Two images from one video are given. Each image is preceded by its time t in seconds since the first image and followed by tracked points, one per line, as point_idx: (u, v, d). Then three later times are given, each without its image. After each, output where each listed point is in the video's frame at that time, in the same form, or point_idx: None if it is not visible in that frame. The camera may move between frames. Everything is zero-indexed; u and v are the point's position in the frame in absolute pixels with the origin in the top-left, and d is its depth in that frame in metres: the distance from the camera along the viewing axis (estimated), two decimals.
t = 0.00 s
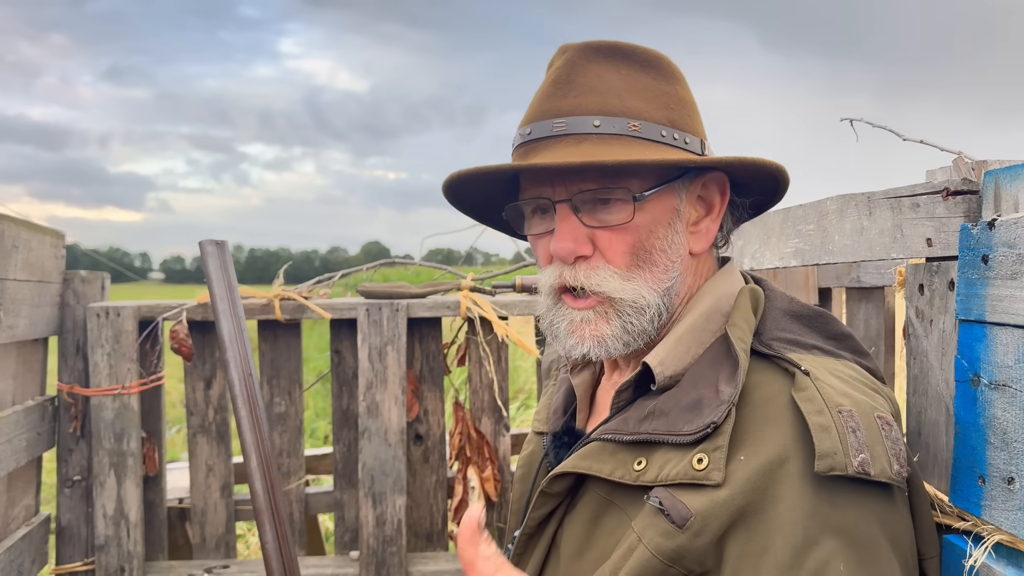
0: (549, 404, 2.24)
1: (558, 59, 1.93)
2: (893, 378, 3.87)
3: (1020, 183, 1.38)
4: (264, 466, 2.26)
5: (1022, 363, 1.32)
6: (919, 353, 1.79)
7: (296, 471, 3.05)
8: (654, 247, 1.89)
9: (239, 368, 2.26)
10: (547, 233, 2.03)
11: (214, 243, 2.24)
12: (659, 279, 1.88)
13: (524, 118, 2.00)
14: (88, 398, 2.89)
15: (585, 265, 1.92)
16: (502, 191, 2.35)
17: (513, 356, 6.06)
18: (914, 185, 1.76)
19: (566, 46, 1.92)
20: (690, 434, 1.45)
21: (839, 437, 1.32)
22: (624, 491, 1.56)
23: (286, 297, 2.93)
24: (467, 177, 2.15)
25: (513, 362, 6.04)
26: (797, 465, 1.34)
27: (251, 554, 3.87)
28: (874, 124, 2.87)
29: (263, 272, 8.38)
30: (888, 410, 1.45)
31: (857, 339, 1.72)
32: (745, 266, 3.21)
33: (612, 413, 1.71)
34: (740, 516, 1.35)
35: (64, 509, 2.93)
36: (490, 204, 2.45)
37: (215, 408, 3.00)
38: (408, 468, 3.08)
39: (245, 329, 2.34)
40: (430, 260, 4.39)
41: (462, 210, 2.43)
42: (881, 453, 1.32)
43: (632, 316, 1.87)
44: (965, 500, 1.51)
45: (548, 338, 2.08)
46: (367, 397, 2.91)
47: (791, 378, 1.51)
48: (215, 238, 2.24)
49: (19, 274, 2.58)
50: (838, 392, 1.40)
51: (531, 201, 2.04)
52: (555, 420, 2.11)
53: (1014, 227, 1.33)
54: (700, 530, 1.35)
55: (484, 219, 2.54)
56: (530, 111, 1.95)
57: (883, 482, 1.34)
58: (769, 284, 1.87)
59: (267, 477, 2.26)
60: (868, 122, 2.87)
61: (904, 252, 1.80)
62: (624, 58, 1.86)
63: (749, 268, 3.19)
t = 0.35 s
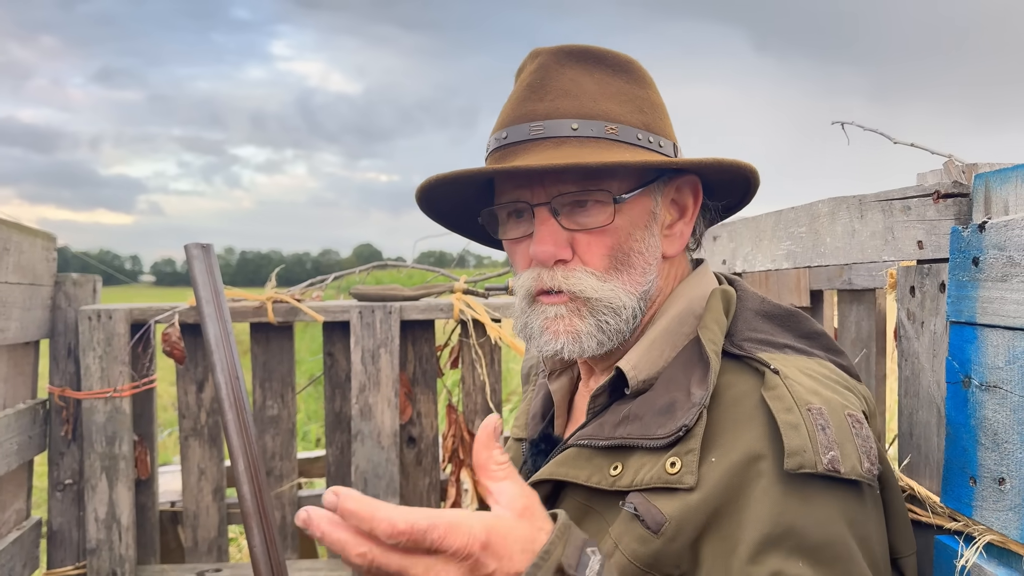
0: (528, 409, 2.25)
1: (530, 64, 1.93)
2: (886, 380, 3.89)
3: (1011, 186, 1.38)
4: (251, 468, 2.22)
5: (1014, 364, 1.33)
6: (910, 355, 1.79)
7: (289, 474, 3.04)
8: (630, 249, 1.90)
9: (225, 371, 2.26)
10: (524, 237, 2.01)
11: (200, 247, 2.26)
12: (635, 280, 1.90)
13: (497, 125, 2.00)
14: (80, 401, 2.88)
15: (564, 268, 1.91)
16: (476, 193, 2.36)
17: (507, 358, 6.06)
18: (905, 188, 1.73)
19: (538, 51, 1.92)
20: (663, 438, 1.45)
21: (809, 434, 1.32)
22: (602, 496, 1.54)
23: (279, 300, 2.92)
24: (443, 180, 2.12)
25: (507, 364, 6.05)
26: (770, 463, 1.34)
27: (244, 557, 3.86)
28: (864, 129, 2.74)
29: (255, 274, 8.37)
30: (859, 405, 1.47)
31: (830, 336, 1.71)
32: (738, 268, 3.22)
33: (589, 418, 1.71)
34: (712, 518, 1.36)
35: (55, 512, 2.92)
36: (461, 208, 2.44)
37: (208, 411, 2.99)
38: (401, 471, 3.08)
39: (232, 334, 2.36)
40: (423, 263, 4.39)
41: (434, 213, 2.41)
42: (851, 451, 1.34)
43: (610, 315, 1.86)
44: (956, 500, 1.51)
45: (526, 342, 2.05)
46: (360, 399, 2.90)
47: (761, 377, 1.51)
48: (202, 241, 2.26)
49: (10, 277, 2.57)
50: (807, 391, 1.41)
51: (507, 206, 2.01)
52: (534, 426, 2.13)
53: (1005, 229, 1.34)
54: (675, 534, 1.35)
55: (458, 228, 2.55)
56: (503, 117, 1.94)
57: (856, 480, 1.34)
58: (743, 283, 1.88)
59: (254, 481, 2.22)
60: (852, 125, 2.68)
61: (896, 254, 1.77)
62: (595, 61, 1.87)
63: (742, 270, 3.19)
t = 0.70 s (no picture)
0: (523, 406, 2.22)
1: (599, 34, 1.90)
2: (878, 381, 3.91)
3: (1002, 188, 1.39)
4: (233, 472, 2.28)
5: (1005, 365, 1.34)
6: (903, 356, 1.80)
7: (284, 476, 3.05)
8: (680, 235, 1.92)
9: (208, 376, 2.30)
10: (573, 204, 1.99)
11: (182, 250, 2.26)
12: (679, 268, 1.91)
13: (560, 87, 1.94)
14: (74, 404, 2.87)
15: (616, 240, 1.90)
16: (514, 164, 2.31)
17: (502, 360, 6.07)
18: (897, 190, 1.73)
19: (606, 24, 1.89)
20: (670, 438, 1.46)
21: (816, 441, 1.32)
22: (600, 494, 1.57)
23: (273, 302, 2.92)
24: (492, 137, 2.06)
25: (502, 366, 6.06)
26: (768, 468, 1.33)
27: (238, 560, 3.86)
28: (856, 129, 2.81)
29: (250, 276, 8.38)
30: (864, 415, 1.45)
31: (834, 343, 1.71)
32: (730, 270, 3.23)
33: (591, 416, 1.72)
34: (713, 520, 1.37)
35: (49, 515, 2.91)
36: (493, 178, 2.38)
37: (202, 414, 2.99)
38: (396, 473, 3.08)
39: (215, 337, 2.37)
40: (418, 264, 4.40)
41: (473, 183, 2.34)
42: (857, 460, 1.33)
43: (653, 297, 1.84)
44: (948, 501, 1.52)
45: (558, 312, 2.01)
46: (354, 401, 2.90)
47: (769, 383, 1.51)
48: (184, 244, 2.27)
49: (4, 279, 2.56)
50: (815, 397, 1.41)
51: (560, 169, 1.99)
52: (528, 423, 2.10)
53: (996, 231, 1.36)
54: (680, 536, 1.37)
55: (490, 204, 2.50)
56: (573, 78, 1.89)
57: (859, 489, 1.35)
58: (748, 287, 1.90)
59: (239, 486, 2.27)
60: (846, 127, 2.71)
61: (888, 256, 1.76)
62: (664, 47, 1.90)
63: (735, 272, 3.21)
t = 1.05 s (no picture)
0: (535, 406, 2.23)
1: (639, 33, 1.91)
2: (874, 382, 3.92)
3: (998, 190, 1.40)
4: (245, 471, 2.26)
5: (1001, 366, 1.34)
6: (900, 357, 1.80)
7: (281, 478, 3.05)
8: (701, 236, 1.95)
9: (219, 375, 2.26)
10: (596, 195, 2.01)
11: (195, 251, 2.26)
12: (698, 268, 1.94)
13: (597, 80, 1.95)
14: (72, 405, 2.87)
15: (638, 235, 1.92)
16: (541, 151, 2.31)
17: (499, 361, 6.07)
18: (893, 192, 1.74)
19: (649, 23, 1.91)
20: (685, 439, 1.46)
21: (832, 443, 1.33)
22: (613, 494, 1.57)
23: (271, 303, 2.92)
24: (522, 122, 2.07)
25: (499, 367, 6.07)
26: (786, 471, 1.35)
27: (236, 561, 3.86)
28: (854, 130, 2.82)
29: (248, 277, 8.38)
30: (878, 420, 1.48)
31: (848, 349, 1.71)
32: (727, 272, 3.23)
33: (604, 416, 1.72)
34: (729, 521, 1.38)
35: (46, 517, 2.90)
36: (518, 166, 2.39)
37: (200, 415, 2.99)
38: (394, 474, 3.08)
39: (227, 336, 2.35)
40: (416, 266, 4.40)
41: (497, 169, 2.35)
42: (871, 462, 1.34)
43: (672, 297, 1.88)
44: (944, 502, 1.52)
45: (577, 301, 2.04)
46: (352, 402, 2.90)
47: (785, 385, 1.52)
48: (197, 244, 2.27)
49: (2, 281, 2.56)
50: (831, 400, 1.41)
51: (587, 160, 2.01)
52: (540, 423, 2.10)
53: (992, 233, 1.36)
54: (695, 536, 1.37)
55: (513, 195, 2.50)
56: (610, 73, 1.90)
57: (872, 493, 1.36)
58: (764, 293, 1.91)
59: (250, 484, 2.26)
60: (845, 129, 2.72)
61: (884, 258, 1.76)
62: (701, 52, 1.91)
63: (732, 274, 3.21)
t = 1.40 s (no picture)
0: (543, 405, 2.22)
1: (647, 34, 1.92)
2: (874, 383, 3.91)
3: (998, 190, 1.39)
4: (255, 470, 2.25)
5: (1002, 367, 1.34)
6: (900, 358, 1.80)
7: (282, 478, 3.05)
8: (710, 233, 1.94)
9: (230, 374, 2.25)
10: (606, 192, 2.00)
11: (207, 251, 2.23)
12: (708, 265, 1.93)
13: (605, 80, 1.95)
14: (72, 406, 2.87)
15: (648, 231, 1.92)
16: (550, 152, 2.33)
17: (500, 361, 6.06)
18: (893, 192, 1.74)
19: (657, 24, 1.92)
20: (692, 437, 1.46)
21: (839, 443, 1.33)
22: (620, 491, 1.58)
23: (271, 303, 2.92)
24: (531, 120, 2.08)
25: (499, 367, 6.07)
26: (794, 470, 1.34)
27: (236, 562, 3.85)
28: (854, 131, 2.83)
29: (248, 277, 8.40)
30: (884, 421, 1.48)
31: (855, 351, 1.71)
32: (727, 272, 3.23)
33: (612, 414, 1.72)
34: (736, 519, 1.37)
35: (46, 517, 2.90)
36: (529, 169, 2.41)
37: (200, 416, 2.99)
38: (395, 474, 3.08)
39: (237, 337, 2.33)
40: (416, 266, 4.40)
41: (509, 173, 2.37)
42: (877, 463, 1.35)
43: (682, 292, 1.86)
44: (944, 502, 1.52)
45: (585, 297, 2.03)
46: (352, 403, 2.90)
47: (792, 385, 1.52)
48: (208, 245, 2.23)
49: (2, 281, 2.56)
50: (839, 400, 1.42)
51: (597, 158, 2.01)
52: (549, 421, 2.11)
53: (993, 233, 1.36)
54: (702, 533, 1.37)
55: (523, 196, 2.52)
56: (619, 72, 1.90)
57: (878, 492, 1.36)
58: (772, 293, 1.91)
59: (258, 482, 2.25)
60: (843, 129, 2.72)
61: (884, 258, 1.76)
62: (708, 52, 1.92)
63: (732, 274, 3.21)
